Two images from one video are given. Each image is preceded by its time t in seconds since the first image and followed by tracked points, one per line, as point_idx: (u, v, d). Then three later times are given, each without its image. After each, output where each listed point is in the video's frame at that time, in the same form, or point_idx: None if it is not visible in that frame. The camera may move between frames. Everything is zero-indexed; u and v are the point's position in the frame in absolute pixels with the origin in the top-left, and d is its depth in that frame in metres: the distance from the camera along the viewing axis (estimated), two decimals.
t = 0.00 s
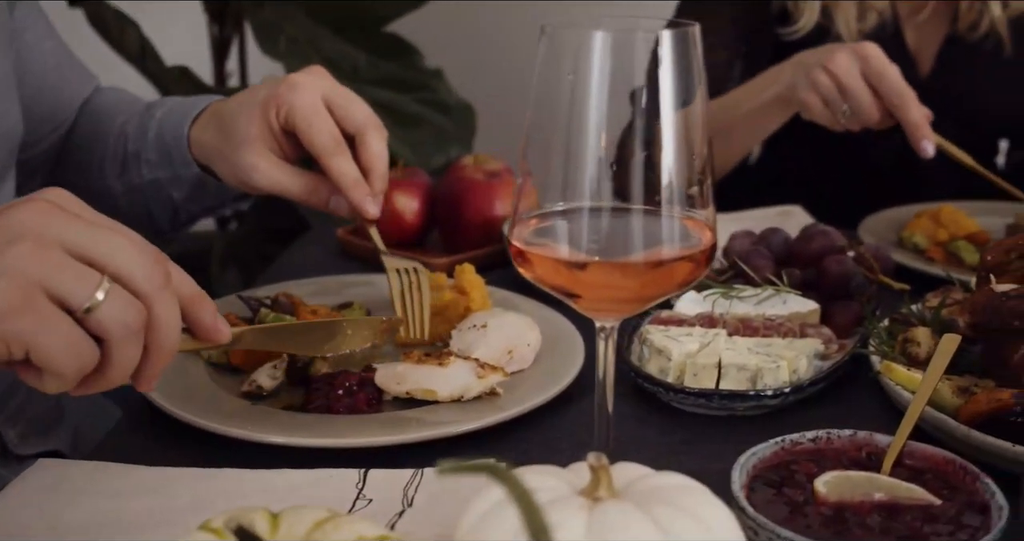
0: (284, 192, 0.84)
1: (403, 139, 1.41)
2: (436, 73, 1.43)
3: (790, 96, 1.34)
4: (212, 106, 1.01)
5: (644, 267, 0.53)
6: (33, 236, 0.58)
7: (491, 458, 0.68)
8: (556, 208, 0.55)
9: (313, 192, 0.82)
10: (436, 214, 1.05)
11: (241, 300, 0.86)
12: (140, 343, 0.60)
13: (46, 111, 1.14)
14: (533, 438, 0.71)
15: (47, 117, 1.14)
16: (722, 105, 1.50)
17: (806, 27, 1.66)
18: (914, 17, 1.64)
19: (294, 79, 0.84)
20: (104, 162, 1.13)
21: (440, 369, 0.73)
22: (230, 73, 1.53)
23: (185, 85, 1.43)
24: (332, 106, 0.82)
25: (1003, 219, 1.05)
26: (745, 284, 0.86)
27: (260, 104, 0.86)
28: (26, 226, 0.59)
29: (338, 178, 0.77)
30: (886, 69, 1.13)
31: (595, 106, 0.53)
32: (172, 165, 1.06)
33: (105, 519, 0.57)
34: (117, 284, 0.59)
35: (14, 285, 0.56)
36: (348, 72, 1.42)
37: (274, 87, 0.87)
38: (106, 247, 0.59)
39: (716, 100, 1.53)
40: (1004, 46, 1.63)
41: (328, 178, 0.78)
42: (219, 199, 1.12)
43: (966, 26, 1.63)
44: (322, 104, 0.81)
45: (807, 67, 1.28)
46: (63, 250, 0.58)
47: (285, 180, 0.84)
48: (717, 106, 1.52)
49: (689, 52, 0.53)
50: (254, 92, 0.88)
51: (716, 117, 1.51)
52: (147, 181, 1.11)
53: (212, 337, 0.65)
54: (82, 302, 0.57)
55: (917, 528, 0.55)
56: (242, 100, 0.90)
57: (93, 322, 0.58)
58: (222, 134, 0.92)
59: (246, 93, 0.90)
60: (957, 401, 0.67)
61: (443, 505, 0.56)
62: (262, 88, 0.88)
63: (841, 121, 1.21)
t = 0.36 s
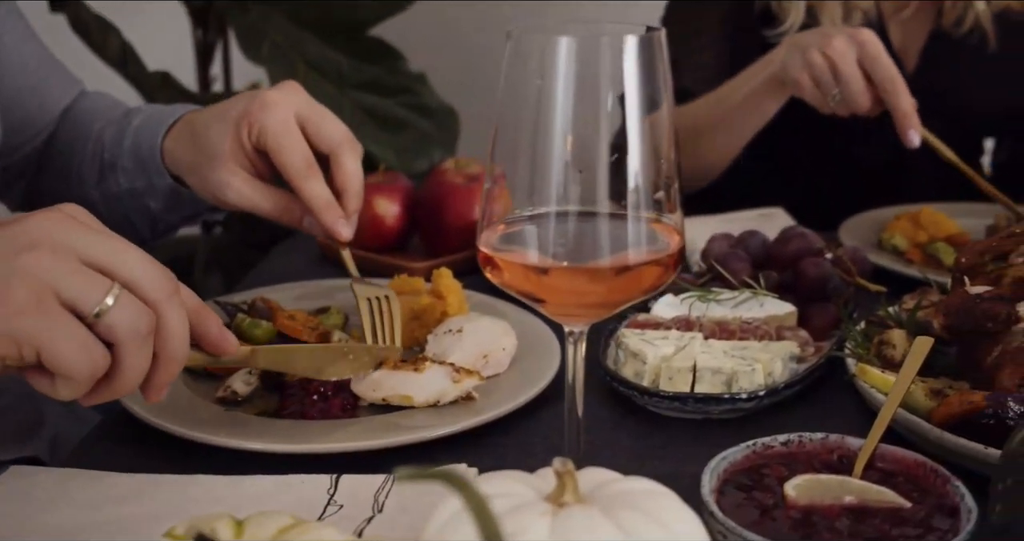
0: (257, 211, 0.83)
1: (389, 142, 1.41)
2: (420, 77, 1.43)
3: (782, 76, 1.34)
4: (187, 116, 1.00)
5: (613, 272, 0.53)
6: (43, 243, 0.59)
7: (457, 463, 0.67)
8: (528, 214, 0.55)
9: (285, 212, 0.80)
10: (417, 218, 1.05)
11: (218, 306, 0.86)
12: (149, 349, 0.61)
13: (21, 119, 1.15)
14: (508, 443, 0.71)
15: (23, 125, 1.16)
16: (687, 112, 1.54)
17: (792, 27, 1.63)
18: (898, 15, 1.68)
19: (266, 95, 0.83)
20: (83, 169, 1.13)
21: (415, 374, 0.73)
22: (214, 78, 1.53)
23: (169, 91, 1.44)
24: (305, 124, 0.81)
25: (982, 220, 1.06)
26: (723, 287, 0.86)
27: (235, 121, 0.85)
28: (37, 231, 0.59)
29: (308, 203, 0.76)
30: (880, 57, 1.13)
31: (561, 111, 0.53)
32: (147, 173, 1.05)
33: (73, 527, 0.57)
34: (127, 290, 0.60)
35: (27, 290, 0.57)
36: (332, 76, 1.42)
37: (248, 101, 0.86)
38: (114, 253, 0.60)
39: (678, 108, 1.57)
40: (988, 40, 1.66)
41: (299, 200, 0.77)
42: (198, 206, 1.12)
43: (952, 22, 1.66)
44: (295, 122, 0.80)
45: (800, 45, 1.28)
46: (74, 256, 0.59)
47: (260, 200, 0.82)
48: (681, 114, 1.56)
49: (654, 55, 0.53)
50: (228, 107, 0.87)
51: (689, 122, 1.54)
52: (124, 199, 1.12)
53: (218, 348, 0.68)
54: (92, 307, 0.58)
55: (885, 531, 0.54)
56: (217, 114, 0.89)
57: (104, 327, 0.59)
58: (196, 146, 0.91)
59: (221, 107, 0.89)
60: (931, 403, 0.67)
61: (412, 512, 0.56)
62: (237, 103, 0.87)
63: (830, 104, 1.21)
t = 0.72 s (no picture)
0: (230, 222, 0.82)
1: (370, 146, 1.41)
2: (401, 80, 1.43)
3: (773, 79, 1.34)
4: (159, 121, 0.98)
5: (578, 276, 0.53)
6: (24, 239, 0.61)
7: (427, 467, 0.67)
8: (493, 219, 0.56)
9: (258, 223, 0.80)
10: (395, 222, 1.05)
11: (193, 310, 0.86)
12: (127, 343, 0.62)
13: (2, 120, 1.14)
14: (480, 446, 0.71)
15: (5, 126, 1.15)
16: (671, 122, 1.56)
17: (769, 30, 1.62)
18: (883, 15, 1.69)
19: (239, 108, 0.82)
20: (61, 174, 1.12)
21: (390, 379, 0.73)
22: (195, 81, 1.53)
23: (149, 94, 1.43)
24: (279, 139, 0.81)
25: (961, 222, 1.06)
26: (699, 290, 0.86)
27: (207, 134, 0.84)
28: (21, 227, 0.62)
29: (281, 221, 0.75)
30: (874, 64, 1.13)
31: (525, 115, 0.53)
32: (121, 176, 1.05)
33: (40, 533, 0.57)
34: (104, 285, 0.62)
35: None
36: (313, 80, 1.42)
37: (220, 115, 0.85)
38: (93, 251, 0.62)
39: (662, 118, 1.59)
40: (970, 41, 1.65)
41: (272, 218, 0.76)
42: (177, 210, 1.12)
43: (933, 23, 1.64)
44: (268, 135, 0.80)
45: (796, 49, 1.28)
46: (50, 252, 0.61)
47: (233, 213, 0.82)
48: (667, 125, 1.57)
49: (619, 60, 0.53)
50: (200, 119, 0.86)
51: (680, 126, 1.54)
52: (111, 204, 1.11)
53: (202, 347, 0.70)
54: (64, 297, 0.59)
55: (852, 535, 0.54)
56: (188, 124, 0.88)
57: (76, 318, 0.59)
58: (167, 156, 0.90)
59: (193, 118, 0.87)
60: (903, 405, 0.67)
61: (380, 518, 0.56)
62: (208, 116, 0.85)
63: (823, 110, 1.21)
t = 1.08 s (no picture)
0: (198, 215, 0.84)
1: (350, 149, 1.41)
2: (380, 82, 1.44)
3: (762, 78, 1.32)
4: (122, 103, 0.98)
5: (541, 281, 0.53)
6: None
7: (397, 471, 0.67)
8: (456, 229, 0.56)
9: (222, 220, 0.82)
10: (372, 224, 1.05)
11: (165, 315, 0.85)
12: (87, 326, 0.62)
13: None
14: (451, 451, 0.70)
15: None
16: (652, 122, 1.57)
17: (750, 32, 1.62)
18: (864, 14, 1.70)
19: (208, 108, 0.82)
20: (37, 166, 1.13)
21: (362, 384, 0.72)
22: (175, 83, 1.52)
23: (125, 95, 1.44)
24: (249, 141, 0.81)
25: (940, 224, 1.06)
26: (674, 292, 0.86)
27: (176, 131, 0.84)
28: None
29: (248, 221, 0.76)
30: (866, 67, 1.09)
31: (486, 117, 0.52)
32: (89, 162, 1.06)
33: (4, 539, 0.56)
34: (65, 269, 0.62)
35: None
36: (291, 82, 1.42)
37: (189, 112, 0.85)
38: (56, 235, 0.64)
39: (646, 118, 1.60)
40: (951, 39, 1.66)
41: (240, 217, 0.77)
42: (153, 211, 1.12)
43: (915, 21, 1.66)
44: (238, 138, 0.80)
45: (787, 48, 1.25)
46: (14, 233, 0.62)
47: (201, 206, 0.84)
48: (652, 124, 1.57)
49: (580, 62, 0.53)
50: (169, 113, 0.86)
51: (664, 127, 1.54)
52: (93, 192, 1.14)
53: (169, 340, 0.69)
54: (27, 273, 0.59)
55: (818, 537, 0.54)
56: (157, 118, 0.88)
57: (38, 295, 0.60)
58: (134, 148, 0.90)
59: (161, 112, 0.88)
60: (874, 407, 0.67)
61: (345, 524, 0.56)
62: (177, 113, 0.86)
63: (807, 108, 1.18)
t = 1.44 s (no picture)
0: (165, 215, 0.85)
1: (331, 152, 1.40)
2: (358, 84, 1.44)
3: (747, 65, 1.28)
4: (95, 91, 0.95)
5: (504, 283, 0.52)
6: None
7: (365, 476, 0.67)
8: (420, 232, 0.55)
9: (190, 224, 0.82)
10: (350, 227, 1.05)
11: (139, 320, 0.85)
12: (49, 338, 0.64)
13: None
14: (421, 455, 0.70)
15: None
16: (624, 116, 1.55)
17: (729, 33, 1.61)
18: (844, 13, 1.68)
19: (179, 112, 0.79)
20: (14, 159, 1.13)
21: (335, 387, 0.72)
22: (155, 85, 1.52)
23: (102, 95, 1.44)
24: (221, 150, 0.78)
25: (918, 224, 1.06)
26: (649, 294, 0.86)
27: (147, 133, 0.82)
28: None
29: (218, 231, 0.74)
30: (856, 60, 1.08)
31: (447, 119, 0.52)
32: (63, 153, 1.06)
33: None
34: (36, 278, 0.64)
35: None
36: (271, 84, 1.41)
37: (162, 113, 0.82)
38: (29, 234, 0.66)
39: (617, 111, 1.59)
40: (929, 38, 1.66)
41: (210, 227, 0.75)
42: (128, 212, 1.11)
43: (893, 20, 1.65)
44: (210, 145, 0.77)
45: (774, 36, 1.22)
46: None
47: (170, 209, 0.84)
48: (621, 118, 1.56)
49: (540, 64, 0.52)
50: (142, 112, 0.84)
51: (636, 122, 1.53)
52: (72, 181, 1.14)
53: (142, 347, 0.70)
54: None
55: None
56: (130, 116, 0.85)
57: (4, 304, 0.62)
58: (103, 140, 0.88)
59: (134, 110, 0.85)
60: (844, 408, 0.67)
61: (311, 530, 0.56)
62: (149, 114, 0.83)
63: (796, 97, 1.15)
